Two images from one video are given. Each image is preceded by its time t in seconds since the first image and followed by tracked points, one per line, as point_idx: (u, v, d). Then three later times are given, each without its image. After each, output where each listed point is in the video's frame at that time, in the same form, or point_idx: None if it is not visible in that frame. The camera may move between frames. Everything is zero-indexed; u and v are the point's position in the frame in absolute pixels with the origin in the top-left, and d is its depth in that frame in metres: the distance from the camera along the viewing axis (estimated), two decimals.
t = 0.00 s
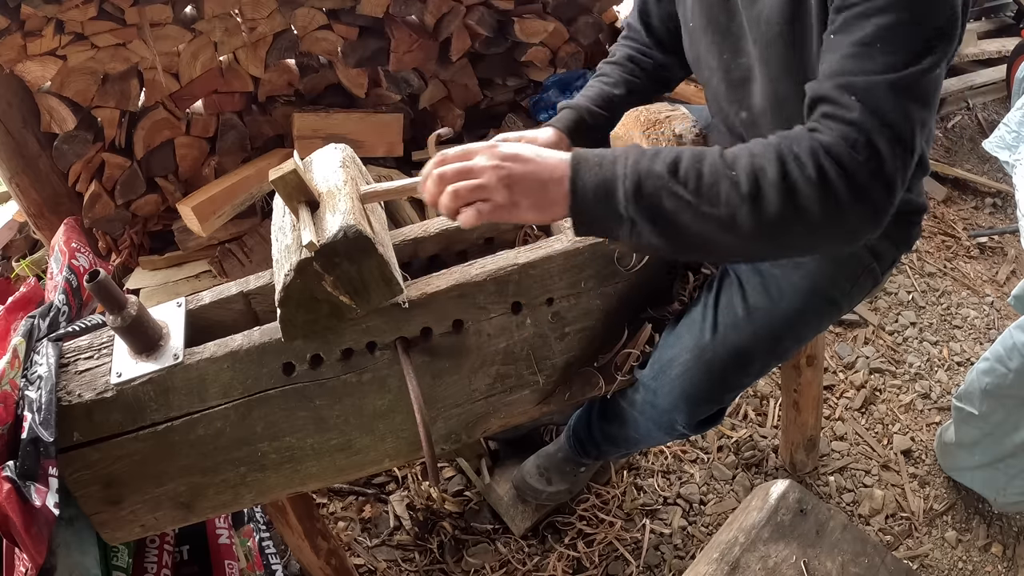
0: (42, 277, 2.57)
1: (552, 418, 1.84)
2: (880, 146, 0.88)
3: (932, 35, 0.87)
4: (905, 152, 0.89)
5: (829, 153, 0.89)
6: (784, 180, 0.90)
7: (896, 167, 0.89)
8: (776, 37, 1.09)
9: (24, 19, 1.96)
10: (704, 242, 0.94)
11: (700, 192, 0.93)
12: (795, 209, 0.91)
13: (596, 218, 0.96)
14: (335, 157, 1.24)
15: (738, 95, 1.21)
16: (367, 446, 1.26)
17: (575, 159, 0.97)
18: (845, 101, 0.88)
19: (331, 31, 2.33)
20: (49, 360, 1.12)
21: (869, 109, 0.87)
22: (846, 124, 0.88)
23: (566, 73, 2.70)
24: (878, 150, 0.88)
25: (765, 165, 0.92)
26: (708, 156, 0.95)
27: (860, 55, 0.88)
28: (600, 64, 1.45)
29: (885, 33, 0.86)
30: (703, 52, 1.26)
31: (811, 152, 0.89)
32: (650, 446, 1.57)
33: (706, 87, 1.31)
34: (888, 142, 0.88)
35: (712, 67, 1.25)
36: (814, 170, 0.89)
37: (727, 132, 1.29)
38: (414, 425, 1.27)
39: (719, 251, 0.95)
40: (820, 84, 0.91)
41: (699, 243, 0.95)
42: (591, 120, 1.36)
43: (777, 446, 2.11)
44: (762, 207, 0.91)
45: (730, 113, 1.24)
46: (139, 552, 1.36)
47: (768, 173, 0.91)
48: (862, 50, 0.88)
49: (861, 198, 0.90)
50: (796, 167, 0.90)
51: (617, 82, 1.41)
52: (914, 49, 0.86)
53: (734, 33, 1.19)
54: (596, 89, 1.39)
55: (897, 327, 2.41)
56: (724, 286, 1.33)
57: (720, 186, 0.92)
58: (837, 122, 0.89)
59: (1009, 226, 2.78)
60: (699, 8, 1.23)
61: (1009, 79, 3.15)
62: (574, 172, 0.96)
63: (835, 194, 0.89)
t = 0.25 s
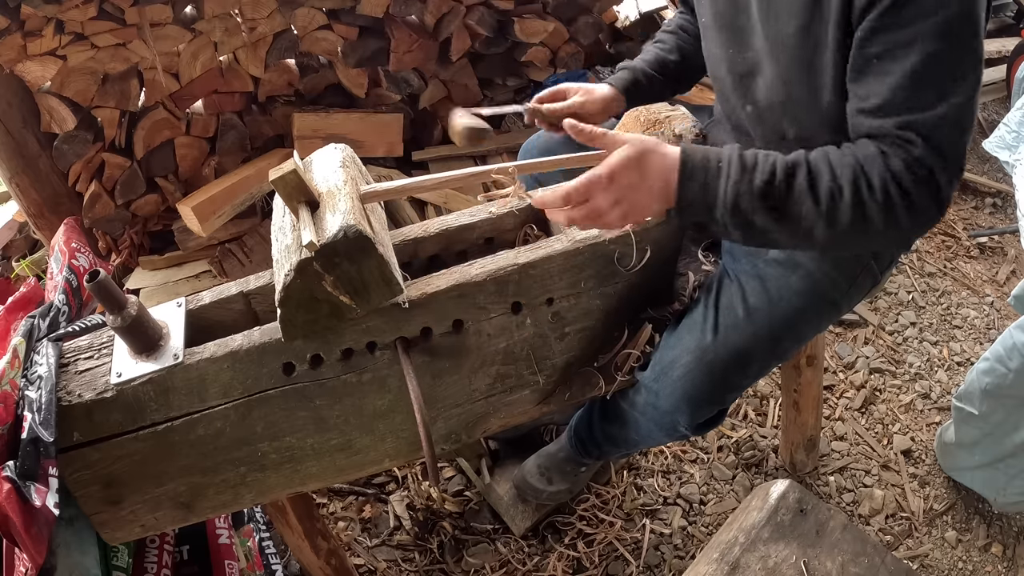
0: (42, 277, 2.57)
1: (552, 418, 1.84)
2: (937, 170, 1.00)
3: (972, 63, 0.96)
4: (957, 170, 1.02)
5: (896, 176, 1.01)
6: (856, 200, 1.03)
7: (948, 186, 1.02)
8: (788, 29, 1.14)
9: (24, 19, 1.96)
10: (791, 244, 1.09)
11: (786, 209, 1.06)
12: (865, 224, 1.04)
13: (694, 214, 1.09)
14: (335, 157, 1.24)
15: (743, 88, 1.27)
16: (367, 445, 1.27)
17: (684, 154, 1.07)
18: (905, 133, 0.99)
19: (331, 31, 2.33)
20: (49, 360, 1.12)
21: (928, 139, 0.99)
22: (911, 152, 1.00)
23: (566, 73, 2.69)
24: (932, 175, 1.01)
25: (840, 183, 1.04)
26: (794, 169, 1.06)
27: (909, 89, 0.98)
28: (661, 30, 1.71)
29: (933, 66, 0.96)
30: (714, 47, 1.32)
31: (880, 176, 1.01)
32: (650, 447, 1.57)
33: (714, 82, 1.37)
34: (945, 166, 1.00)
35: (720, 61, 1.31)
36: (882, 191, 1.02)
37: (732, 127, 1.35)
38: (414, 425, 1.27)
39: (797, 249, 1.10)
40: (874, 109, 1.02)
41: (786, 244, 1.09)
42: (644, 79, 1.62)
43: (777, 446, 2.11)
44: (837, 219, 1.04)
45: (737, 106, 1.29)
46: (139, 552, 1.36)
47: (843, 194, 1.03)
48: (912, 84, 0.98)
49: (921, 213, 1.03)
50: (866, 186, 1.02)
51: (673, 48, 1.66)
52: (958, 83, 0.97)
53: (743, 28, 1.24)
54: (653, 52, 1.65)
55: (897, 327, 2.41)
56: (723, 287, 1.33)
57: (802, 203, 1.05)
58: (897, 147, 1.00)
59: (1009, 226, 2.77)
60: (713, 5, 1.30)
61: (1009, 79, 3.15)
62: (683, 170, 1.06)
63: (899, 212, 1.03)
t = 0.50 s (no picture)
0: (42, 277, 2.57)
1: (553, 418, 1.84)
2: (880, 140, 1.07)
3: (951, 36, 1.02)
4: (904, 144, 1.07)
5: (830, 142, 1.09)
6: (786, 162, 1.12)
7: (892, 157, 1.08)
8: (803, 8, 1.18)
9: (24, 19, 1.96)
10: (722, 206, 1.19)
11: (716, 169, 1.16)
12: (794, 185, 1.13)
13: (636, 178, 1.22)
14: (335, 157, 1.24)
15: (756, 68, 1.30)
16: (367, 445, 1.27)
17: (627, 132, 1.21)
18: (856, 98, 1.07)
19: (331, 31, 2.33)
20: (49, 360, 1.12)
21: (877, 105, 1.05)
22: (853, 115, 1.07)
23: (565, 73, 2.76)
24: (871, 142, 1.07)
25: (773, 147, 1.13)
26: (731, 132, 1.17)
27: (882, 49, 1.04)
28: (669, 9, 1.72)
29: (910, 32, 1.03)
30: (729, 25, 1.35)
31: (812, 141, 1.10)
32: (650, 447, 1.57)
33: (726, 63, 1.40)
34: (888, 136, 1.07)
35: (735, 42, 1.34)
36: (814, 155, 1.10)
37: (742, 106, 1.39)
38: (414, 425, 1.27)
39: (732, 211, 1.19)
40: (841, 68, 1.09)
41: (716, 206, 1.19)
42: (631, 55, 1.65)
43: (777, 446, 2.11)
44: (767, 183, 1.14)
45: (749, 87, 1.33)
46: (139, 552, 1.36)
47: (774, 156, 1.13)
48: (886, 48, 1.04)
49: (855, 182, 1.10)
50: (797, 152, 1.12)
51: (670, 30, 1.67)
52: (929, 53, 1.03)
53: (758, 8, 1.27)
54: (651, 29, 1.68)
55: (897, 327, 2.41)
56: (720, 288, 1.33)
57: (734, 165, 1.15)
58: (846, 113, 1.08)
59: (1009, 226, 2.77)
60: None
61: (1009, 79, 3.15)
62: (621, 146, 1.20)
63: (830, 177, 1.11)
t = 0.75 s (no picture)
0: (42, 277, 2.57)
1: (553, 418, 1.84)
2: (886, 143, 1.07)
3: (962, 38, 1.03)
4: (909, 145, 1.08)
5: (837, 147, 1.09)
6: (794, 169, 1.12)
7: (898, 159, 1.09)
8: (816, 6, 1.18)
9: (24, 19, 1.96)
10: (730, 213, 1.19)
11: (724, 180, 1.16)
12: (802, 191, 1.13)
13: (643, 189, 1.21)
14: (335, 157, 1.24)
15: (766, 66, 1.30)
16: (367, 445, 1.27)
17: (632, 142, 1.21)
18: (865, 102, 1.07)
19: (331, 31, 2.33)
20: (49, 360, 1.12)
21: (886, 109, 1.06)
22: (862, 119, 1.07)
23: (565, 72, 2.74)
24: (879, 146, 1.08)
25: (780, 154, 1.13)
26: (738, 140, 1.17)
27: (892, 51, 1.04)
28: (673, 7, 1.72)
29: (920, 34, 1.03)
30: (740, 22, 1.35)
31: (819, 147, 1.10)
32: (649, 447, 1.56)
33: (736, 60, 1.40)
34: (895, 139, 1.07)
35: (746, 40, 1.34)
36: (822, 161, 1.11)
37: (751, 103, 1.39)
38: (414, 425, 1.27)
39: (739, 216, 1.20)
40: (851, 70, 1.09)
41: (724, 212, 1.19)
42: (637, 49, 1.64)
43: (777, 446, 2.11)
44: (775, 190, 1.14)
45: (758, 84, 1.33)
46: (139, 552, 1.36)
47: (782, 164, 1.13)
48: (896, 50, 1.04)
49: (861, 184, 1.11)
50: (805, 159, 1.12)
51: (675, 25, 1.67)
52: (939, 55, 1.03)
53: (771, 5, 1.27)
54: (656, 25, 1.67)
55: (897, 327, 2.41)
56: (724, 285, 1.33)
57: (742, 173, 1.15)
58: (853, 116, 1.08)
59: (1009, 226, 2.77)
60: None
61: (1009, 79, 3.15)
62: (629, 155, 1.20)
63: (837, 181, 1.11)
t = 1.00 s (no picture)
0: (41, 277, 2.57)
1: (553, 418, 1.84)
2: (905, 177, 1.03)
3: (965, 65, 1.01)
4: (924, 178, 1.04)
5: (862, 182, 1.03)
6: (820, 205, 1.04)
7: (916, 193, 1.05)
8: (808, 23, 1.19)
9: (24, 19, 1.96)
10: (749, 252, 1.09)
11: (744, 217, 1.06)
12: (828, 230, 1.05)
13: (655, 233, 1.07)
14: (335, 156, 1.24)
15: (762, 79, 1.31)
16: (367, 445, 1.26)
17: (646, 180, 1.05)
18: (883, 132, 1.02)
19: (331, 31, 2.33)
20: (49, 360, 1.12)
21: (902, 141, 1.01)
22: (882, 151, 1.02)
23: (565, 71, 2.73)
24: (898, 178, 1.03)
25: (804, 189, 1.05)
26: (757, 176, 1.07)
27: (898, 85, 1.01)
28: (646, 7, 1.68)
29: (924, 64, 1.00)
30: (733, 35, 1.37)
31: (844, 182, 1.03)
32: (649, 447, 1.55)
33: (733, 72, 1.41)
34: (911, 173, 1.03)
35: (740, 53, 1.35)
36: (847, 197, 1.04)
37: (750, 117, 1.40)
38: (414, 425, 1.27)
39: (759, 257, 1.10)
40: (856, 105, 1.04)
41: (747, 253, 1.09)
42: (621, 48, 1.58)
43: (777, 446, 2.11)
44: (800, 228, 1.06)
45: (755, 97, 1.34)
46: (139, 552, 1.36)
47: (808, 200, 1.05)
48: (907, 80, 1.01)
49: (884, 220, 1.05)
50: (830, 194, 1.04)
51: (656, 24, 1.62)
52: (945, 84, 1.00)
53: (765, 21, 1.29)
54: (636, 23, 1.61)
55: (897, 327, 2.41)
56: (731, 279, 1.35)
57: (767, 211, 1.06)
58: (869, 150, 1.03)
59: (1009, 226, 2.78)
60: None
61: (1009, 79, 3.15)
62: (643, 192, 1.04)
63: (863, 218, 1.05)
